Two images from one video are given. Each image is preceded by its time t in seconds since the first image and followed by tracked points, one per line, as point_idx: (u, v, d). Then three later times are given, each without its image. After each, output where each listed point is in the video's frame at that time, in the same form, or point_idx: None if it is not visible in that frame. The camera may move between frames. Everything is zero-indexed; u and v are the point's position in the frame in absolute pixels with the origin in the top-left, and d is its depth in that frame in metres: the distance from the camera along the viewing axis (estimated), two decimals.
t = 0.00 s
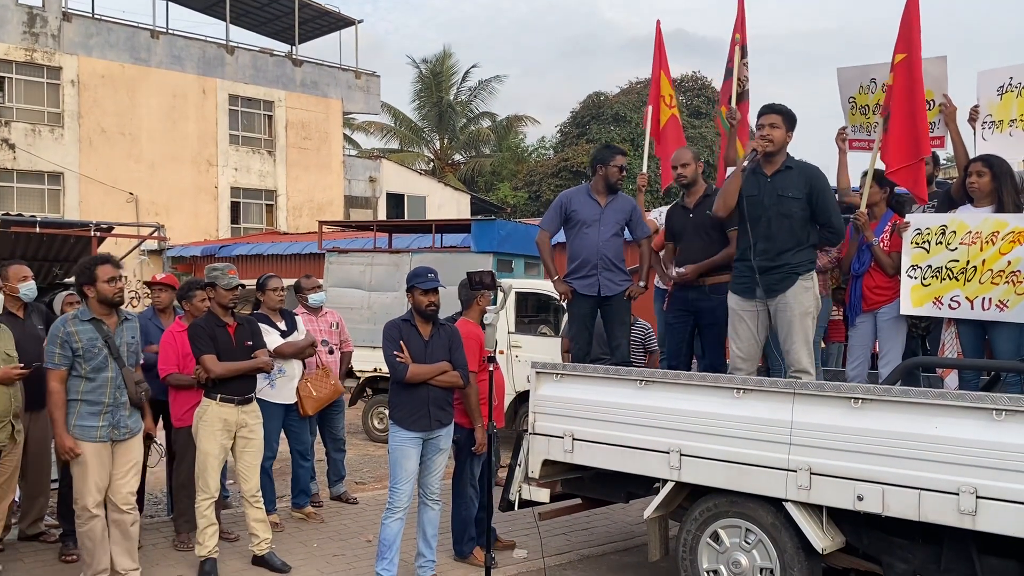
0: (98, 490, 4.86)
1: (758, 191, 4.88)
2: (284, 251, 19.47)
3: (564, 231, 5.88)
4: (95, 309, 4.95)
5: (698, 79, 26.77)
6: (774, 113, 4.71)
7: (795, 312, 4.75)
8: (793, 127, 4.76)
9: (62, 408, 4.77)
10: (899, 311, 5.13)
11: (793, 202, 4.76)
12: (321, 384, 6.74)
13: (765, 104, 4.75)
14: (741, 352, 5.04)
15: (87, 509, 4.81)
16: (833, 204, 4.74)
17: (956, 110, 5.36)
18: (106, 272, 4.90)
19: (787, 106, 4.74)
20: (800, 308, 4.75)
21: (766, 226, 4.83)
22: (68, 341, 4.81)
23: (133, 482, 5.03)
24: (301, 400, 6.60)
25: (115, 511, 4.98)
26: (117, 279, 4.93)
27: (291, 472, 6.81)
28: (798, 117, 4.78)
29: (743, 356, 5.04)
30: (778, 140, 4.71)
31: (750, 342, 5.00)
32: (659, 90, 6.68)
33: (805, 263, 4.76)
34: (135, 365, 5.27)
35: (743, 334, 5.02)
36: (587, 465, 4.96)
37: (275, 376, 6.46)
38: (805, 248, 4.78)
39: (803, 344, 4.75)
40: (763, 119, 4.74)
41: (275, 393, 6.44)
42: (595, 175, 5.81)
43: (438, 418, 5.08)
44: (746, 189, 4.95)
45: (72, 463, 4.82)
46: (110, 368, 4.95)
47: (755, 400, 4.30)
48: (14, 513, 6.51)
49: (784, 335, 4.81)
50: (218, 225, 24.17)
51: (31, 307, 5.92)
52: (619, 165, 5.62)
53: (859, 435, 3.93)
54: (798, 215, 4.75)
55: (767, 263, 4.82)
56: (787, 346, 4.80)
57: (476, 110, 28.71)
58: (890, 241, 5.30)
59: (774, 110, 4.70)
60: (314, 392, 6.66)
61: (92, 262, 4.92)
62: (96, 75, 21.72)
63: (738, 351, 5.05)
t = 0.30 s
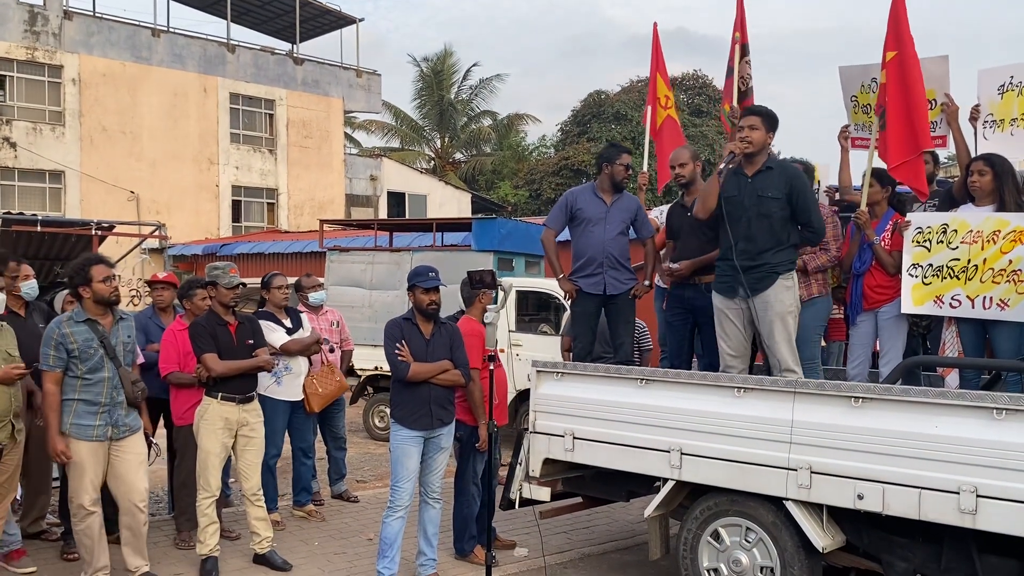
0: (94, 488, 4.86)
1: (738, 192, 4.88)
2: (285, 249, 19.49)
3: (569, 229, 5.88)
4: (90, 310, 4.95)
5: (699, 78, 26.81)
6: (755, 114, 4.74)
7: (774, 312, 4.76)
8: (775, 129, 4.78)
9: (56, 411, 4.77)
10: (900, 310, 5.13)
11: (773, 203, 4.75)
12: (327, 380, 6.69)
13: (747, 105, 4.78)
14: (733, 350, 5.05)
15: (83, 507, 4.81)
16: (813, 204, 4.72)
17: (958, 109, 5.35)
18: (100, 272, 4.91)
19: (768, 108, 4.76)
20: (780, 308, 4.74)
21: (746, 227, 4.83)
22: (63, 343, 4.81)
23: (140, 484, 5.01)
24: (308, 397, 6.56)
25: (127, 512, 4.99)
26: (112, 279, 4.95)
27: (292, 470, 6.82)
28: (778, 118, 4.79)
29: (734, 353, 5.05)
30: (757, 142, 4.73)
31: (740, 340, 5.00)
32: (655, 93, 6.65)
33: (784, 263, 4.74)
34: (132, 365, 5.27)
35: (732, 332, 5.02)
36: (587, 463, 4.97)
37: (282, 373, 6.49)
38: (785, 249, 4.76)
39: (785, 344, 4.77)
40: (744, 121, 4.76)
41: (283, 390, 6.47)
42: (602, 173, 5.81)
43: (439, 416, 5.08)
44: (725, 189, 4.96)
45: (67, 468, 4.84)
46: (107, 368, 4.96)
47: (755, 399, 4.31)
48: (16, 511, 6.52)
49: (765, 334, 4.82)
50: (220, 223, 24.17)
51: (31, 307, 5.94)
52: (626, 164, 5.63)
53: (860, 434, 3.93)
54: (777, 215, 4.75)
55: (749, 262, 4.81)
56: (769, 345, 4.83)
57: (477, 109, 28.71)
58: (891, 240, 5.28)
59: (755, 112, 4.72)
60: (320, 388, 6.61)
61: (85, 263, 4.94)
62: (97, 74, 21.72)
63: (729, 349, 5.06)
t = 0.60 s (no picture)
0: (98, 488, 4.86)
1: (721, 195, 4.90)
2: (286, 249, 19.50)
3: (573, 229, 5.89)
4: (92, 309, 4.95)
5: (701, 78, 26.81)
6: (739, 117, 4.75)
7: (761, 310, 4.76)
8: (758, 131, 4.77)
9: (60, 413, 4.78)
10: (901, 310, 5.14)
11: (755, 204, 4.77)
12: (331, 378, 6.66)
13: (732, 108, 4.80)
14: (727, 349, 5.06)
15: (87, 507, 4.81)
16: (796, 203, 4.71)
17: (961, 109, 5.35)
18: (102, 271, 4.92)
19: (752, 111, 4.77)
20: (766, 307, 4.75)
21: (729, 228, 4.86)
22: (65, 343, 4.81)
23: (144, 485, 5.02)
24: (311, 396, 6.56)
25: (131, 512, 4.98)
26: (114, 279, 4.97)
27: (293, 469, 6.83)
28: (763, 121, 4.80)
29: (729, 352, 5.06)
30: (739, 145, 4.74)
31: (731, 340, 5.02)
32: (652, 93, 6.69)
33: (768, 263, 4.74)
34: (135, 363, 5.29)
35: (722, 332, 5.03)
36: (588, 464, 4.97)
37: (286, 372, 6.49)
38: (769, 249, 4.76)
39: (773, 343, 4.77)
40: (728, 123, 4.78)
41: (286, 390, 6.48)
42: (605, 173, 5.81)
43: (440, 416, 5.08)
44: (708, 190, 4.97)
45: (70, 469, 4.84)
46: (112, 367, 4.96)
47: (756, 399, 4.31)
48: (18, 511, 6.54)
49: (751, 332, 4.82)
50: (221, 223, 24.18)
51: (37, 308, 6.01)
52: (629, 163, 5.62)
53: (861, 435, 3.93)
54: (760, 216, 4.76)
55: (733, 263, 4.83)
56: (755, 345, 4.83)
57: (479, 109, 28.72)
58: (893, 240, 5.30)
59: (738, 115, 4.73)
60: (324, 387, 6.61)
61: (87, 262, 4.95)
62: (99, 73, 21.73)
63: (723, 348, 5.06)
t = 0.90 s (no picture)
0: (103, 489, 4.87)
1: (714, 198, 4.92)
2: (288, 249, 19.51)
3: (575, 230, 5.89)
4: (97, 310, 4.96)
5: (702, 78, 26.81)
6: (730, 123, 4.73)
7: (757, 311, 4.75)
8: (750, 134, 4.76)
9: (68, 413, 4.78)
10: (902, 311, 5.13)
11: (747, 205, 4.77)
12: (334, 378, 6.65)
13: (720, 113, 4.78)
14: (727, 350, 5.05)
15: (92, 507, 4.82)
16: (790, 205, 4.70)
17: (963, 109, 5.34)
18: (112, 274, 4.98)
19: (745, 116, 4.74)
20: (761, 308, 4.74)
21: (723, 231, 4.87)
22: (71, 344, 4.81)
23: (149, 485, 5.03)
24: (315, 397, 6.58)
25: (136, 512, 5.00)
26: (122, 282, 5.01)
27: (294, 470, 6.83)
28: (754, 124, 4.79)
29: (727, 352, 5.05)
30: (732, 148, 4.74)
31: (730, 341, 5.01)
32: (649, 96, 6.79)
33: (762, 265, 4.75)
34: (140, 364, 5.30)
35: (721, 333, 5.03)
36: (589, 464, 4.97)
37: (289, 372, 6.51)
38: (763, 250, 4.76)
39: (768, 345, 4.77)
40: (718, 127, 4.77)
41: (288, 390, 6.49)
42: (607, 174, 5.81)
43: (442, 417, 5.08)
44: (701, 194, 5.00)
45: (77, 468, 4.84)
46: (117, 367, 4.97)
47: (758, 400, 4.31)
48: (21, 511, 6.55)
49: (746, 333, 4.82)
50: (223, 223, 24.19)
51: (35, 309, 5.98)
52: (630, 164, 5.63)
53: (863, 436, 3.93)
54: (752, 218, 4.76)
55: (727, 265, 4.84)
56: (749, 346, 4.82)
57: (480, 109, 28.72)
58: (894, 241, 5.29)
59: (731, 119, 4.71)
60: (326, 388, 6.60)
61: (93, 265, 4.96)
62: (101, 74, 21.76)
63: (723, 349, 5.06)
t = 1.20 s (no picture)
0: (103, 489, 4.87)
1: (714, 198, 4.92)
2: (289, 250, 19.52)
3: (574, 231, 5.88)
4: (97, 312, 4.95)
5: (703, 79, 26.83)
6: (732, 122, 4.76)
7: (756, 312, 4.75)
8: (752, 135, 4.80)
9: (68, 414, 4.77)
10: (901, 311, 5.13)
11: (747, 205, 4.77)
12: (334, 378, 6.68)
13: (724, 112, 4.82)
14: (726, 351, 5.05)
15: (92, 507, 4.82)
16: (790, 205, 4.70)
17: (963, 110, 5.34)
18: (116, 277, 4.97)
19: (745, 115, 4.79)
20: (761, 309, 4.75)
21: (722, 231, 4.86)
22: (72, 346, 4.81)
23: (149, 485, 5.03)
24: (315, 397, 6.61)
25: (136, 512, 5.00)
26: (125, 285, 5.00)
27: (294, 470, 6.82)
28: (755, 124, 4.84)
29: (728, 353, 5.05)
30: (732, 149, 4.76)
31: (729, 341, 5.01)
32: (644, 98, 6.60)
33: (762, 266, 4.74)
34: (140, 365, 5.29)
35: (721, 334, 5.03)
36: (589, 464, 4.97)
37: (290, 373, 6.50)
38: (763, 251, 4.76)
39: (767, 345, 4.77)
40: (721, 128, 4.79)
41: (289, 390, 6.49)
42: (605, 175, 5.81)
43: (442, 418, 5.08)
44: (702, 194, 5.00)
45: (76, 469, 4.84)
46: (118, 369, 4.97)
47: (758, 400, 4.31)
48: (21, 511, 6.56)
49: (746, 334, 4.82)
50: (224, 224, 24.20)
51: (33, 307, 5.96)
52: (629, 165, 5.63)
53: (862, 436, 3.93)
54: (752, 218, 4.76)
55: (727, 266, 4.84)
56: (750, 346, 4.82)
57: (481, 110, 28.71)
58: (894, 242, 5.30)
59: (732, 120, 4.75)
60: (327, 388, 6.64)
61: (94, 267, 4.95)
62: (102, 74, 21.77)
63: (723, 350, 5.06)
